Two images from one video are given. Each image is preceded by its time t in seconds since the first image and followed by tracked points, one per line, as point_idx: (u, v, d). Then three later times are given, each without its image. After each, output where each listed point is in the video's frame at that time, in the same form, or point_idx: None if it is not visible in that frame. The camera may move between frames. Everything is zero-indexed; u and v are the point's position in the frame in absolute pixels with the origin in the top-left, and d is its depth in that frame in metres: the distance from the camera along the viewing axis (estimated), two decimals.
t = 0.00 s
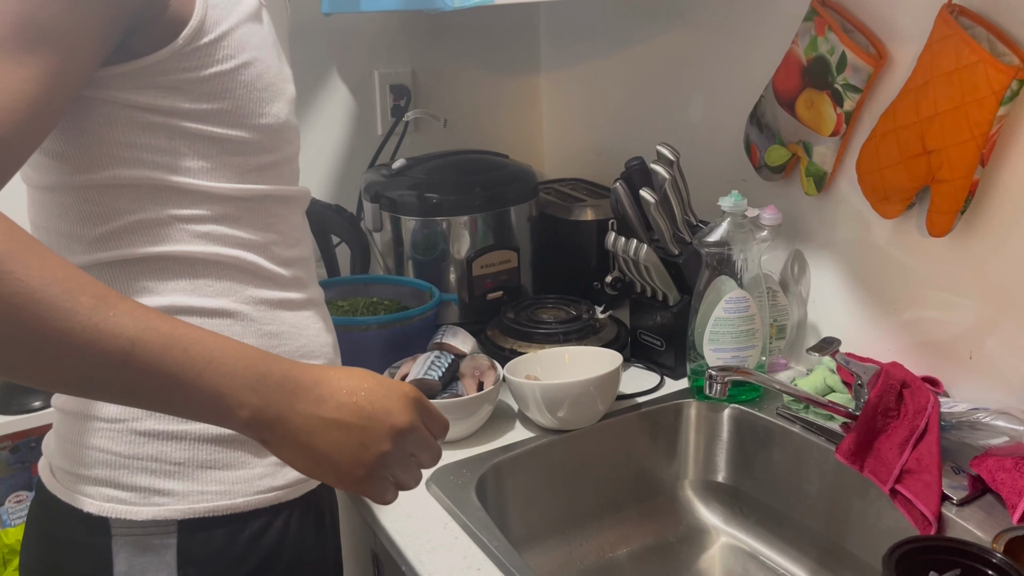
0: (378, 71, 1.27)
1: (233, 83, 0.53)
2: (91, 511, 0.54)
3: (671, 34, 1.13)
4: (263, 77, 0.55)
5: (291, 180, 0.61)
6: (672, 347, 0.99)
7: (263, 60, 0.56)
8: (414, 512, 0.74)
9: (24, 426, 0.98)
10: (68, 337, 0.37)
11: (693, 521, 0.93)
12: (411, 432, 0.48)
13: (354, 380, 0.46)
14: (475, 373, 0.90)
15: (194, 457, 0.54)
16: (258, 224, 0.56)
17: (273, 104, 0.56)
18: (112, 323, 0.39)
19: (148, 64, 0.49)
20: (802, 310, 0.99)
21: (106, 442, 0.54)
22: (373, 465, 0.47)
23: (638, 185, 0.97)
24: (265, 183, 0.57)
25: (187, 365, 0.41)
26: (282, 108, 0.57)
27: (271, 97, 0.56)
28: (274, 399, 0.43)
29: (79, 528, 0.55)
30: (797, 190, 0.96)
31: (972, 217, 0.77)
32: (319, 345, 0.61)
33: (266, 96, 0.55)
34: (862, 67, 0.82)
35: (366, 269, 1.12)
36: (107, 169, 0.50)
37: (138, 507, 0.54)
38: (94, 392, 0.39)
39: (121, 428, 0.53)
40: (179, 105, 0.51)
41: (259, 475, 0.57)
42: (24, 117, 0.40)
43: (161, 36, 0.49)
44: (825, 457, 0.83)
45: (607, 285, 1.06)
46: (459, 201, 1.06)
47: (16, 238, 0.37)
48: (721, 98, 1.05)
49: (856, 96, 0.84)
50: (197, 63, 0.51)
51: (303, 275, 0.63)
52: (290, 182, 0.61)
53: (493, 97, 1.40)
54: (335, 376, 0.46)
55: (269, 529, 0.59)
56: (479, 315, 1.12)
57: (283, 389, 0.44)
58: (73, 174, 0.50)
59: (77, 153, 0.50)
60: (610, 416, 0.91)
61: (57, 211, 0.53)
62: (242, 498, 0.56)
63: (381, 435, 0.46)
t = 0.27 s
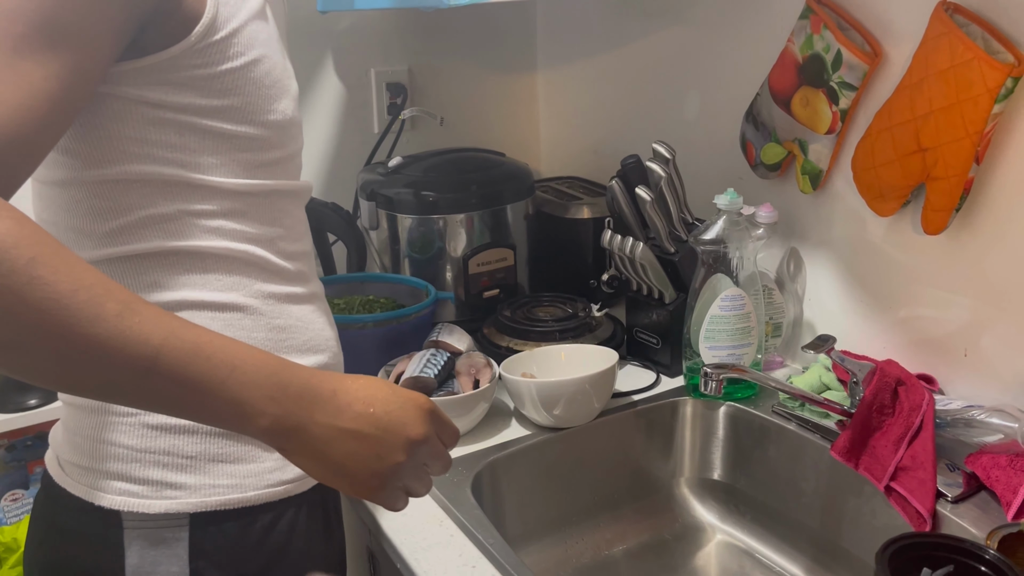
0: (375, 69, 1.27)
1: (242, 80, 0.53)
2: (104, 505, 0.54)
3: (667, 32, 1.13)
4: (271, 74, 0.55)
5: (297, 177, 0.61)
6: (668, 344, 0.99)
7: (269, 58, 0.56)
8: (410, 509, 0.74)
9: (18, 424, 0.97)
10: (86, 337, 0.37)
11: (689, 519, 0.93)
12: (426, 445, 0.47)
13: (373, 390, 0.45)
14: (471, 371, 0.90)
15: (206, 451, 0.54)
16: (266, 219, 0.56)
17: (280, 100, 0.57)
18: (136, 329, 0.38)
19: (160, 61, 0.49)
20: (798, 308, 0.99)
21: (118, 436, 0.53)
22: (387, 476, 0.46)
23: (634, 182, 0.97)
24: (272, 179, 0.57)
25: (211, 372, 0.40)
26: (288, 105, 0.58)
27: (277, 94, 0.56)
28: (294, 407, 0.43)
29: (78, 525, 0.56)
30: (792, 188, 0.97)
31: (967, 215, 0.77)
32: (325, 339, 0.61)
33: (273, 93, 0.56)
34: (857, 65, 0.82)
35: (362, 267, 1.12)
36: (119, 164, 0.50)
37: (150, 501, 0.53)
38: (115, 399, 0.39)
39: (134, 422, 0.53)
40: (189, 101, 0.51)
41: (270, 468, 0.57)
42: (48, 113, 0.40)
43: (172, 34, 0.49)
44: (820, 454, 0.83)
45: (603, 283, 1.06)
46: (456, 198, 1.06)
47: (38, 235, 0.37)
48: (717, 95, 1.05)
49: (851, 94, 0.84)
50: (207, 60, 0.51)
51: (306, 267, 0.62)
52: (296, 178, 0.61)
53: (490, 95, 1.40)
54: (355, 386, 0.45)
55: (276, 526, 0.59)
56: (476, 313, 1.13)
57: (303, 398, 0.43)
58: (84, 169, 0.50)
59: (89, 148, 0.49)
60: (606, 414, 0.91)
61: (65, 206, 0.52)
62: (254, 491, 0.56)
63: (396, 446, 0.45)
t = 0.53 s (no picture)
0: (375, 69, 1.27)
1: (246, 79, 0.53)
2: (111, 507, 0.54)
3: (666, 31, 1.13)
4: (274, 74, 0.56)
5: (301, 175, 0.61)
6: (669, 343, 0.99)
7: (273, 58, 0.56)
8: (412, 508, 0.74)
9: (19, 424, 0.97)
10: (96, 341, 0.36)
11: (690, 517, 0.93)
12: (438, 458, 0.45)
13: (384, 399, 0.43)
14: (472, 370, 0.90)
15: (212, 452, 0.54)
16: (271, 217, 0.57)
17: (284, 99, 0.57)
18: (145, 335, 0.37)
19: (164, 60, 0.49)
20: (798, 307, 0.99)
21: (123, 438, 0.53)
22: (397, 490, 0.44)
23: (634, 182, 0.97)
24: (276, 178, 0.57)
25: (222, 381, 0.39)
26: (292, 105, 0.58)
27: (281, 93, 0.56)
28: (306, 418, 0.41)
29: (82, 524, 0.56)
30: (792, 187, 0.97)
31: (966, 214, 0.77)
32: (327, 339, 0.61)
33: (277, 92, 0.56)
34: (858, 65, 0.82)
35: (363, 267, 1.12)
36: (124, 165, 0.50)
37: (157, 503, 0.53)
38: (126, 406, 0.38)
39: (140, 424, 0.53)
40: (194, 101, 0.51)
41: (276, 469, 0.57)
42: (56, 114, 0.40)
43: (176, 33, 0.49)
44: (820, 453, 0.83)
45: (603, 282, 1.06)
46: (457, 198, 1.06)
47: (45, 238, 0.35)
48: (717, 95, 1.05)
49: (851, 93, 0.84)
50: (211, 59, 0.51)
51: (308, 267, 0.62)
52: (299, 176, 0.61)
53: (490, 95, 1.40)
54: (367, 395, 0.43)
55: (281, 526, 0.59)
56: (477, 312, 1.13)
57: (315, 410, 0.41)
58: (90, 169, 0.50)
59: (96, 149, 0.49)
60: (607, 412, 0.91)
61: (71, 207, 0.52)
62: (260, 492, 0.56)
63: (407, 458, 0.43)
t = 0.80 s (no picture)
0: (373, 69, 1.27)
1: (243, 80, 0.53)
2: (102, 513, 0.54)
3: (665, 31, 1.13)
4: (271, 74, 0.56)
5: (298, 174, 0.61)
6: (667, 343, 0.99)
7: (270, 59, 0.56)
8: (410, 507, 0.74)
9: (17, 424, 0.97)
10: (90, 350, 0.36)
11: (688, 517, 0.93)
12: (428, 477, 0.46)
13: (376, 416, 0.44)
14: (471, 369, 0.90)
15: (205, 457, 0.54)
16: (267, 218, 0.57)
17: (280, 99, 0.57)
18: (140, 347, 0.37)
19: (160, 61, 0.49)
20: (796, 306, 0.99)
21: (116, 442, 0.53)
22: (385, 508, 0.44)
23: (633, 181, 0.97)
24: (273, 179, 0.57)
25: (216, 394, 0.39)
26: (289, 105, 0.58)
27: (278, 93, 0.57)
28: (299, 433, 0.41)
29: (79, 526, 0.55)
30: (791, 187, 0.97)
31: (965, 213, 0.77)
32: (321, 342, 0.61)
33: (273, 93, 0.56)
34: (856, 64, 0.82)
35: (361, 266, 1.12)
36: (118, 166, 0.50)
37: (149, 508, 0.53)
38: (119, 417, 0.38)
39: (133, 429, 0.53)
40: (190, 101, 0.51)
41: (268, 474, 0.57)
42: (57, 121, 0.40)
43: (173, 33, 0.49)
44: (819, 452, 0.83)
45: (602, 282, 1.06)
46: (455, 197, 1.06)
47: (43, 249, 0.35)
48: (715, 94, 1.05)
49: (850, 93, 0.84)
50: (207, 60, 0.51)
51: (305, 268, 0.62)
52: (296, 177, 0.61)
53: (488, 94, 1.40)
54: (359, 411, 0.44)
55: (279, 526, 0.59)
56: (476, 312, 1.13)
57: (307, 424, 0.42)
58: (83, 170, 0.50)
59: (90, 151, 0.49)
60: (606, 412, 0.92)
61: (63, 209, 0.52)
62: (253, 498, 0.56)
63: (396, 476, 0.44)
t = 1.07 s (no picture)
0: (372, 68, 1.27)
1: (234, 82, 0.53)
2: (93, 523, 0.54)
3: (664, 31, 1.13)
4: (264, 75, 0.55)
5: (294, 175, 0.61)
6: (667, 342, 0.99)
7: (264, 59, 0.56)
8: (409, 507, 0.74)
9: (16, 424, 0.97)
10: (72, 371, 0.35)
11: (688, 516, 0.93)
12: (420, 504, 0.43)
13: (367, 438, 0.42)
14: (470, 369, 0.89)
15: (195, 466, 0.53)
16: (261, 222, 0.56)
17: (274, 100, 0.56)
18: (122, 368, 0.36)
19: (148, 65, 0.48)
20: (796, 306, 0.99)
21: (106, 452, 0.53)
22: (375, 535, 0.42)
23: (632, 181, 0.97)
24: (266, 182, 0.56)
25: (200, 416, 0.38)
26: (284, 106, 0.58)
27: (273, 94, 0.56)
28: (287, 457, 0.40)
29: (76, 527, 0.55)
30: (790, 186, 0.97)
31: (965, 212, 0.77)
32: (318, 348, 0.61)
33: (267, 94, 0.55)
34: (855, 63, 0.82)
35: (360, 266, 1.12)
36: (108, 173, 0.50)
37: (140, 518, 0.53)
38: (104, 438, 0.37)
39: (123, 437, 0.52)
40: (180, 106, 0.51)
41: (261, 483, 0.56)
42: (41, 126, 0.40)
43: (161, 38, 0.49)
44: (818, 451, 0.83)
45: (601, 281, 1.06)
46: (454, 197, 1.06)
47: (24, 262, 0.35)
48: (714, 94, 1.05)
49: (849, 92, 0.84)
50: (197, 63, 0.50)
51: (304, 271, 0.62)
52: (292, 178, 0.61)
53: (487, 94, 1.40)
54: (348, 436, 0.42)
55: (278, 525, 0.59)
56: (475, 312, 1.13)
57: (296, 449, 0.40)
58: (74, 178, 0.50)
59: (77, 158, 0.49)
60: (605, 412, 0.91)
61: (55, 216, 0.52)
62: (245, 507, 0.56)
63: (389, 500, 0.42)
